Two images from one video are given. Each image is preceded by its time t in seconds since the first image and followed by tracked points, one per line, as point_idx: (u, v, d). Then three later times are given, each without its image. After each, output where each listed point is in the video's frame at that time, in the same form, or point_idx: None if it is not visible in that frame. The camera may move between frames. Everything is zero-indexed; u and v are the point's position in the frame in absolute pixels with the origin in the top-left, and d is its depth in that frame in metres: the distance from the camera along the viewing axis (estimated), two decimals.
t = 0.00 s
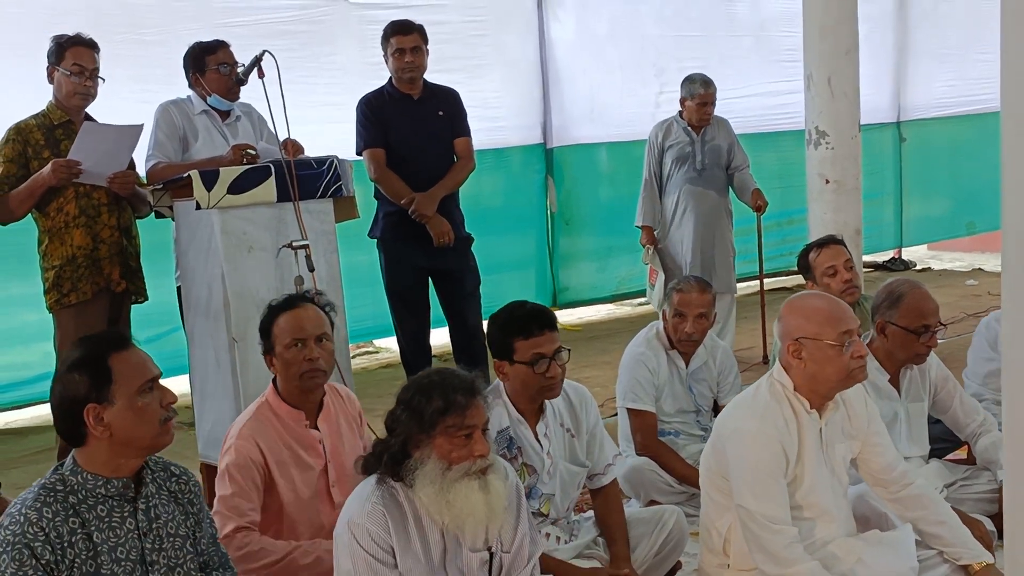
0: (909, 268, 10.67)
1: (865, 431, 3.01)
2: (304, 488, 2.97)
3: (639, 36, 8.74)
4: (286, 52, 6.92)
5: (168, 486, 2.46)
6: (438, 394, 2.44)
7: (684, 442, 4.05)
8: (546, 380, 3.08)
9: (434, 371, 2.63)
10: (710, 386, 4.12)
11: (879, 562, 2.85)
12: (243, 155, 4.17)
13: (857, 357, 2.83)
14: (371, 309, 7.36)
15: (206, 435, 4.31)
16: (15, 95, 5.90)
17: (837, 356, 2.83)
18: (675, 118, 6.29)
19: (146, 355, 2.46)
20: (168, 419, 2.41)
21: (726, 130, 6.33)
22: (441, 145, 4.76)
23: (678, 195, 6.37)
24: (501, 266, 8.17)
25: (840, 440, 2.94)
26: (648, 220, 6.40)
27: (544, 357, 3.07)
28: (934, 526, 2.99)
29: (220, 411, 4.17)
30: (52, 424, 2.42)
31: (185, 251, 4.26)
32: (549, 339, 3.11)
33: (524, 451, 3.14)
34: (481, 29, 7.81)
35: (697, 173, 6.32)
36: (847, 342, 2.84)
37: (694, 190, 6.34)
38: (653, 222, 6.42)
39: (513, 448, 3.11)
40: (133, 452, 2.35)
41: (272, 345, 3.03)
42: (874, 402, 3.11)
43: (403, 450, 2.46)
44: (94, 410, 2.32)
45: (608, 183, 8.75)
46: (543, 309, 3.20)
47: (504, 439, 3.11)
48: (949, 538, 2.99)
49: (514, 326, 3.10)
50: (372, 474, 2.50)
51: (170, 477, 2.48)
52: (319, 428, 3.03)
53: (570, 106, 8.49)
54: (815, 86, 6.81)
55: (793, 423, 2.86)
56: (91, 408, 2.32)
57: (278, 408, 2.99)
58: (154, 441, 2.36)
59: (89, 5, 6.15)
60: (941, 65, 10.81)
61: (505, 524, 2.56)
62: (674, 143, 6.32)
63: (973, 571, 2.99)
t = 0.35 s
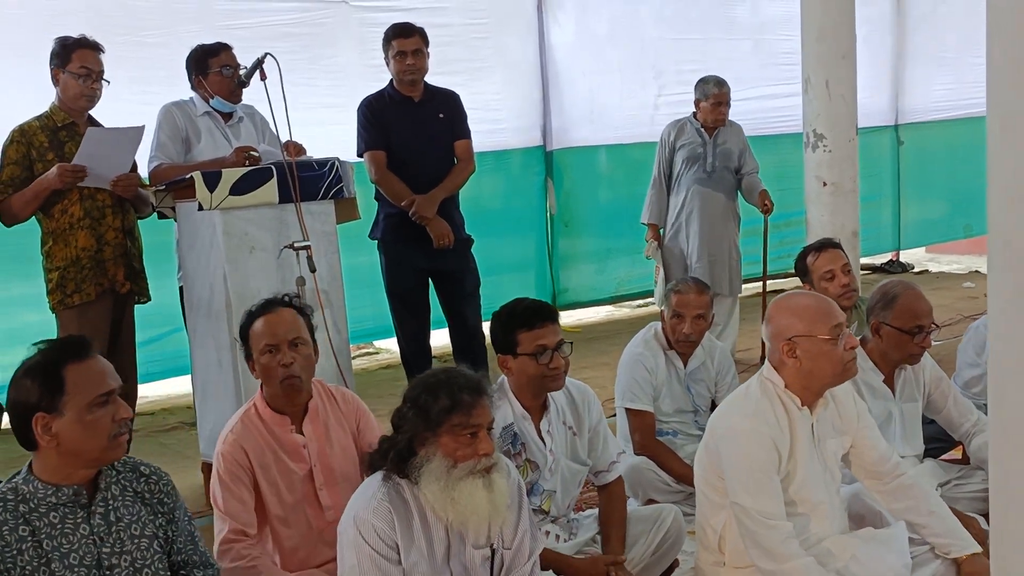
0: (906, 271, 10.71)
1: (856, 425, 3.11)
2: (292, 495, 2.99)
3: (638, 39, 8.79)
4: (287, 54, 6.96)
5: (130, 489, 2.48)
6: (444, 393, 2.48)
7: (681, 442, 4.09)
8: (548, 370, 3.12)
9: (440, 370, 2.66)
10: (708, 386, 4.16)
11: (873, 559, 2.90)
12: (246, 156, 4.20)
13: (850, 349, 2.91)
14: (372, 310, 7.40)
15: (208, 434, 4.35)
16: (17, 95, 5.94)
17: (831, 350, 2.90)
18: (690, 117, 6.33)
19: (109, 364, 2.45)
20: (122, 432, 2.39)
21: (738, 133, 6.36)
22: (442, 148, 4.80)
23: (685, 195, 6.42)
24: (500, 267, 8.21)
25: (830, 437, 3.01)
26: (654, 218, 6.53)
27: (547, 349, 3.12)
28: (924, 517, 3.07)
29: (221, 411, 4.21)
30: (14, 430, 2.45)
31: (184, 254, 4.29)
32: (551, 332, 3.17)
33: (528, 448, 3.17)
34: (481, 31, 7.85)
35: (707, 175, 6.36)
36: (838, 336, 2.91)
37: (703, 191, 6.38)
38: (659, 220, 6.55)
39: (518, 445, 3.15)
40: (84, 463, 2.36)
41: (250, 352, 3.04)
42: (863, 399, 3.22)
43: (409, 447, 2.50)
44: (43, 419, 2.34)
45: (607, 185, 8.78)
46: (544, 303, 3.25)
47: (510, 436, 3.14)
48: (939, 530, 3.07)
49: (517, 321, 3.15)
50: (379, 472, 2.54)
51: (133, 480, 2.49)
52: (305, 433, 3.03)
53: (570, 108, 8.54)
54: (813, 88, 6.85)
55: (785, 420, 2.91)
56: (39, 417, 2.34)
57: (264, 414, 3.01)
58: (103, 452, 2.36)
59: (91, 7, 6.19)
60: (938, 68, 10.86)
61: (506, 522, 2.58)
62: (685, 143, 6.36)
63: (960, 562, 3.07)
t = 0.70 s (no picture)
0: (906, 273, 10.73)
1: (853, 424, 3.13)
2: (287, 502, 3.01)
3: (638, 41, 8.81)
4: (288, 56, 6.98)
5: (117, 487, 2.49)
6: (450, 396, 2.49)
7: (681, 443, 4.11)
8: (551, 365, 3.14)
9: (444, 371, 2.68)
10: (708, 387, 4.18)
11: (872, 558, 2.93)
12: (248, 157, 4.23)
13: (847, 347, 2.95)
14: (372, 311, 7.42)
15: (209, 434, 4.37)
16: (19, 95, 5.97)
17: (829, 349, 2.93)
18: (696, 120, 6.34)
19: (87, 364, 2.46)
20: (101, 435, 2.39)
21: (743, 136, 6.41)
22: (444, 149, 4.82)
23: (695, 199, 6.42)
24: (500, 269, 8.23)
25: (829, 434, 3.03)
26: (662, 224, 6.52)
27: (549, 343, 3.14)
28: (919, 515, 3.10)
29: (222, 411, 4.23)
30: None
31: (185, 255, 4.31)
32: (554, 328, 3.18)
33: (532, 444, 3.19)
34: (482, 33, 7.87)
35: (718, 178, 6.37)
36: (835, 335, 2.94)
37: (714, 195, 6.39)
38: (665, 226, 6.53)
39: (521, 441, 3.17)
40: (64, 466, 2.37)
41: (240, 359, 3.04)
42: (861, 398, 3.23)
43: (415, 449, 2.52)
44: (20, 422, 2.36)
45: (607, 186, 8.80)
46: (547, 300, 3.28)
47: (513, 432, 3.17)
48: (935, 526, 3.09)
49: (520, 317, 3.18)
50: (384, 472, 2.55)
51: (120, 478, 2.50)
52: (299, 440, 3.04)
53: (571, 110, 8.56)
54: (812, 91, 6.87)
55: (784, 419, 2.94)
56: (17, 420, 2.36)
57: (258, 420, 3.02)
58: (80, 454, 2.36)
59: (94, 8, 6.21)
60: (937, 70, 10.89)
61: (510, 523, 2.60)
62: (693, 148, 6.36)
63: (956, 558, 3.09)
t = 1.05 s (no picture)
0: (905, 275, 10.74)
1: (851, 425, 3.14)
2: (293, 499, 3.01)
3: (638, 42, 8.82)
4: (289, 57, 6.98)
5: (135, 491, 2.48)
6: (444, 396, 2.49)
7: (681, 444, 4.11)
8: (544, 364, 3.14)
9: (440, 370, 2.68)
10: (707, 388, 4.19)
11: (872, 558, 2.94)
12: (248, 158, 4.24)
13: (842, 346, 2.95)
14: (372, 312, 7.42)
15: (209, 434, 4.37)
16: (19, 95, 5.97)
17: (825, 348, 2.94)
18: (696, 125, 6.28)
19: (104, 364, 2.46)
20: (117, 433, 2.39)
21: (744, 135, 6.34)
22: (444, 150, 4.82)
23: (708, 205, 6.34)
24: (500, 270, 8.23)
25: (826, 433, 3.03)
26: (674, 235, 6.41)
27: (541, 343, 3.14)
28: (916, 520, 3.10)
29: (222, 410, 4.23)
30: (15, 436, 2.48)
31: (185, 255, 4.30)
32: (551, 326, 3.18)
33: (530, 444, 3.21)
34: (482, 34, 7.88)
35: (728, 181, 6.32)
36: (830, 335, 2.95)
37: (724, 198, 6.33)
38: (679, 236, 6.42)
39: (519, 441, 3.19)
40: (80, 466, 2.36)
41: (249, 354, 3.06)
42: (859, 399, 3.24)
43: (410, 448, 2.52)
44: (37, 421, 2.36)
45: (607, 188, 8.80)
46: (547, 300, 3.28)
47: (512, 431, 3.19)
48: (932, 533, 3.09)
49: (518, 316, 3.19)
50: (379, 471, 2.56)
51: (139, 482, 2.49)
52: (306, 437, 3.05)
53: (571, 111, 8.56)
54: (812, 92, 6.88)
55: (779, 419, 2.95)
56: (32, 419, 2.36)
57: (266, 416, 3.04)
58: (95, 452, 2.36)
59: (95, 9, 6.21)
60: (937, 72, 10.90)
61: (506, 522, 2.60)
62: (698, 154, 6.29)
63: (955, 565, 3.10)
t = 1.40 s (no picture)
0: (903, 276, 10.74)
1: (845, 427, 3.14)
2: (299, 495, 3.02)
3: (637, 44, 8.82)
4: (288, 57, 6.98)
5: (156, 504, 2.44)
6: (435, 395, 2.49)
7: (678, 445, 4.11)
8: (544, 365, 3.14)
9: (432, 370, 2.68)
10: (705, 389, 4.19)
11: (868, 560, 2.93)
12: (246, 158, 4.23)
13: (837, 350, 2.95)
14: (370, 312, 7.42)
15: (206, 433, 4.36)
16: (17, 94, 5.95)
17: (820, 351, 2.93)
18: (703, 125, 6.03)
19: (130, 373, 2.45)
20: (141, 440, 2.38)
21: (750, 137, 6.17)
22: (441, 151, 4.81)
23: (712, 207, 6.10)
24: (498, 271, 8.22)
25: (821, 435, 3.03)
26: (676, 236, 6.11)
27: (541, 344, 3.13)
28: (913, 522, 3.09)
29: (219, 412, 4.21)
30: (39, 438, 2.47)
31: (182, 256, 4.29)
32: (551, 328, 3.16)
33: (529, 443, 3.21)
34: (482, 35, 7.88)
35: (731, 183, 6.10)
36: (825, 337, 2.95)
37: (726, 201, 6.11)
38: (680, 237, 6.14)
39: (519, 439, 3.19)
40: (103, 472, 2.35)
41: (260, 348, 3.09)
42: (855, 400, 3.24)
43: (401, 448, 2.51)
44: (59, 427, 2.35)
45: (606, 189, 8.79)
46: (549, 300, 3.26)
47: (512, 430, 3.19)
48: (930, 535, 3.09)
49: (520, 315, 3.18)
50: (370, 472, 2.55)
51: (160, 494, 2.46)
52: (314, 433, 3.06)
53: (569, 112, 8.56)
54: (811, 94, 6.88)
55: (775, 420, 2.94)
56: (57, 425, 2.35)
57: (275, 410, 3.05)
58: (119, 457, 2.34)
59: (94, 9, 6.21)
60: (936, 74, 10.91)
61: (499, 522, 2.60)
62: (703, 154, 6.04)
63: (952, 566, 3.09)
